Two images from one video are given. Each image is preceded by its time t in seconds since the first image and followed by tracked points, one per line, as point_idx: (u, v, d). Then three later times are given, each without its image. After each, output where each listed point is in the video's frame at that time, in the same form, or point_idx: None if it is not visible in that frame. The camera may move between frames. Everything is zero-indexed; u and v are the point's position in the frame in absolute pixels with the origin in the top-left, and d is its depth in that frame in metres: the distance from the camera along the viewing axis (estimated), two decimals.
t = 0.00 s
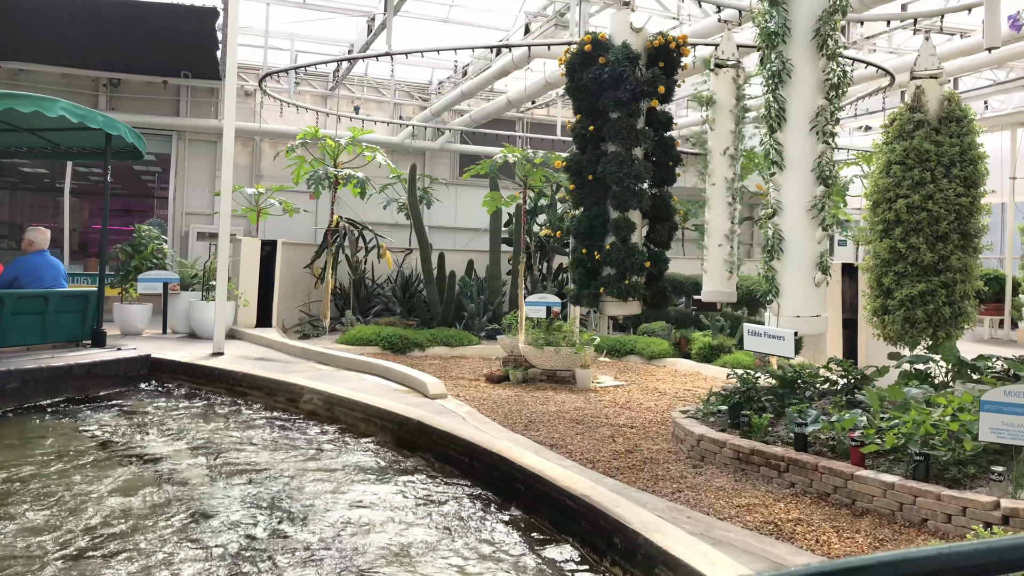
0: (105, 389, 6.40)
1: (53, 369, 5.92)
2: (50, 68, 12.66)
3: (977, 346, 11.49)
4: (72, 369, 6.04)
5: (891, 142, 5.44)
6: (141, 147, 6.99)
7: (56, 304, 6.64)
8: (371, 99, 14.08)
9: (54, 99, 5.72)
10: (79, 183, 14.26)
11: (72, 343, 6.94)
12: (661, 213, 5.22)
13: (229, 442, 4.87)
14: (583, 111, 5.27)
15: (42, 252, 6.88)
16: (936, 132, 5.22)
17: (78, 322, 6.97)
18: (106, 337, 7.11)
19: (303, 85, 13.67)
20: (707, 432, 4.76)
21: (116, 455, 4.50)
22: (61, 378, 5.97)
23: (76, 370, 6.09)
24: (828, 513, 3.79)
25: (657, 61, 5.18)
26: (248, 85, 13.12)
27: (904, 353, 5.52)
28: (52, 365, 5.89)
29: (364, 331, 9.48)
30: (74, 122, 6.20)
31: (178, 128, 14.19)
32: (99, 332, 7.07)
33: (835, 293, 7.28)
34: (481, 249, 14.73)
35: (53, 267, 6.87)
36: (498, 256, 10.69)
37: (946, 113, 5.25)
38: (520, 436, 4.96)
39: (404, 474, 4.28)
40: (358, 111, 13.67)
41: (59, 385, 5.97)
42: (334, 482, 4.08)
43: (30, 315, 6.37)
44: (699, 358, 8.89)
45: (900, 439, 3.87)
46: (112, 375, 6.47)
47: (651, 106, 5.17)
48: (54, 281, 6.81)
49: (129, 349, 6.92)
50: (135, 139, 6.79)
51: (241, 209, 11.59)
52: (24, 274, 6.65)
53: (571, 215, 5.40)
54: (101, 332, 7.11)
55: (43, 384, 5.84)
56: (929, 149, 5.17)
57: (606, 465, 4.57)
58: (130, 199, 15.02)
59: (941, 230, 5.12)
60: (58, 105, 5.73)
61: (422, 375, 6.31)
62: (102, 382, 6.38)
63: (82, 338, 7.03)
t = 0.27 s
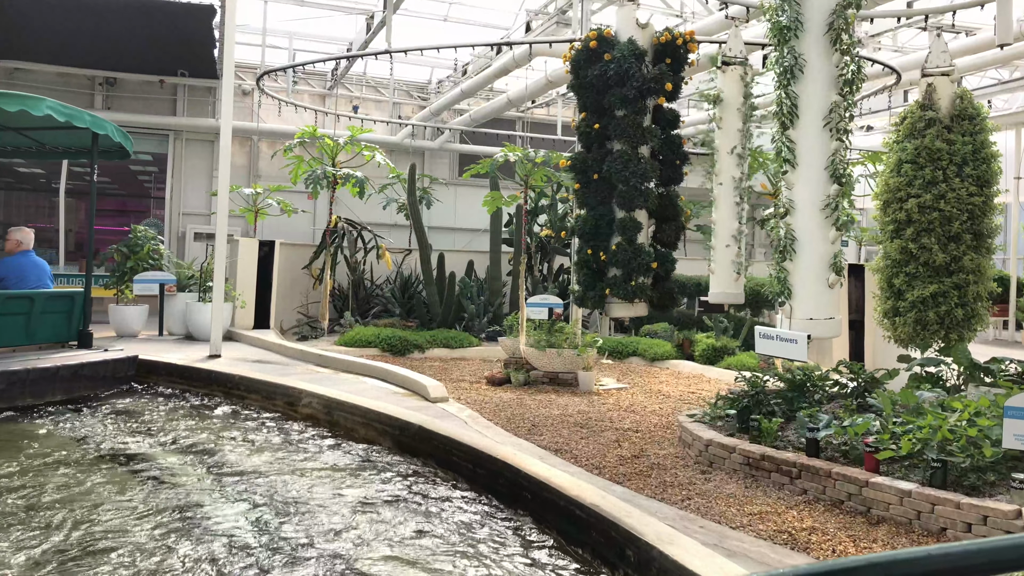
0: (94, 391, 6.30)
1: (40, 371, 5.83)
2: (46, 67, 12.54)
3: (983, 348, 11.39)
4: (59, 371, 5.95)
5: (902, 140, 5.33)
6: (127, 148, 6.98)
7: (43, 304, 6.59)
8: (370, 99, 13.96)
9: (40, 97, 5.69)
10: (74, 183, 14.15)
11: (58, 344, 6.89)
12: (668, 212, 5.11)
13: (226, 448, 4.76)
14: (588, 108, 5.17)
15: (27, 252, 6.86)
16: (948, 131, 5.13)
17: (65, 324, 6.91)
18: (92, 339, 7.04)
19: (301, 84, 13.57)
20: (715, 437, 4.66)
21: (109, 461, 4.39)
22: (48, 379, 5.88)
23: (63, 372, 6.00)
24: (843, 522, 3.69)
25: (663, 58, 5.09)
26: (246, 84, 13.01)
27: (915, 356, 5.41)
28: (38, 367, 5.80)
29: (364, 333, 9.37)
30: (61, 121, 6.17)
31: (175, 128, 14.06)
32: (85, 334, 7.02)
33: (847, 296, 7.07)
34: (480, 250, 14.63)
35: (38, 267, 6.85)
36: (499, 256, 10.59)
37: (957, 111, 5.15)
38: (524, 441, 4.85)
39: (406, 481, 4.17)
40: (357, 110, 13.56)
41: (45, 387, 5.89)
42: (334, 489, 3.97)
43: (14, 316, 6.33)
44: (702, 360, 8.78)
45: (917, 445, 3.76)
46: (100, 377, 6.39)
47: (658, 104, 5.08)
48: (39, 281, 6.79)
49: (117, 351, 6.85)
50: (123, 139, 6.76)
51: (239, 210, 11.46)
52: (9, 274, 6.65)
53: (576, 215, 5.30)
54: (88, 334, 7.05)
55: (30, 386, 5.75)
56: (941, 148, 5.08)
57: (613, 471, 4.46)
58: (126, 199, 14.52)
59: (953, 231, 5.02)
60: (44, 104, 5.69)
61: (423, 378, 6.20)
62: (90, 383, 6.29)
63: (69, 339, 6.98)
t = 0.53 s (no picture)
0: (80, 393, 6.28)
1: (25, 373, 5.79)
2: (42, 66, 12.45)
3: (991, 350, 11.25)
4: (45, 373, 5.92)
5: (915, 138, 5.23)
6: (115, 147, 6.95)
7: (27, 305, 6.55)
8: (369, 98, 13.83)
9: (26, 96, 5.66)
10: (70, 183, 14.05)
11: (45, 346, 6.82)
12: (676, 211, 5.01)
13: (223, 453, 4.65)
14: (594, 106, 5.06)
15: (11, 253, 6.87)
16: (963, 129, 5.01)
17: (50, 326, 6.85)
18: (79, 340, 6.97)
19: (299, 83, 13.45)
20: (726, 441, 4.54)
21: (103, 466, 4.29)
22: (35, 381, 5.84)
23: (50, 373, 5.96)
24: (858, 530, 3.57)
25: (671, 54, 4.98)
26: (244, 84, 12.89)
27: (928, 358, 5.30)
28: (23, 368, 5.75)
29: (364, 334, 9.26)
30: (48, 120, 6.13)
31: (172, 127, 13.94)
32: (72, 336, 6.94)
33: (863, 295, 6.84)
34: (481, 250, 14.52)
35: (23, 268, 6.85)
36: (500, 257, 10.47)
37: (972, 108, 5.04)
38: (529, 446, 4.74)
39: (409, 487, 4.05)
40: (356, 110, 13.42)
41: (31, 390, 5.83)
42: (336, 496, 3.86)
43: None
44: (706, 362, 8.66)
45: (935, 450, 3.64)
46: (89, 378, 6.36)
47: (666, 101, 4.97)
48: (25, 283, 6.80)
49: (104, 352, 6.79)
50: (109, 139, 6.73)
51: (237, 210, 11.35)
52: None
53: (582, 215, 5.20)
54: (74, 336, 6.99)
55: (16, 389, 5.70)
56: (955, 146, 4.96)
57: (621, 477, 4.35)
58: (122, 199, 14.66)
59: (968, 230, 4.90)
60: (31, 102, 5.66)
61: (424, 381, 6.08)
62: (78, 385, 6.25)
63: (56, 340, 6.94)
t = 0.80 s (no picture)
0: (68, 394, 6.16)
1: (14, 374, 5.67)
2: (40, 65, 12.36)
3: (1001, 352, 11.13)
4: (35, 373, 5.81)
5: (931, 136, 5.09)
6: (103, 146, 6.89)
7: (17, 304, 6.45)
8: (370, 97, 13.73)
9: (15, 93, 5.57)
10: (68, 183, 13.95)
11: (34, 346, 6.75)
12: (687, 210, 4.90)
13: (224, 458, 4.53)
14: (603, 103, 4.97)
15: None
16: (980, 126, 4.90)
17: (39, 326, 6.78)
18: (68, 340, 6.92)
19: (300, 82, 13.35)
20: (739, 446, 4.43)
21: (101, 471, 4.18)
22: (24, 381, 5.73)
23: (39, 374, 5.86)
24: (879, 539, 3.46)
25: (681, 50, 4.88)
26: (244, 83, 12.79)
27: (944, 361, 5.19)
28: (13, 369, 5.64)
29: (366, 335, 9.15)
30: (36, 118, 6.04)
31: (172, 126, 13.84)
32: (61, 336, 6.89)
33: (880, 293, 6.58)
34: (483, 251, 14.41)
35: (11, 268, 6.75)
36: (502, 257, 10.36)
37: (988, 105, 4.94)
38: (537, 451, 4.62)
39: (415, 494, 3.93)
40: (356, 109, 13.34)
41: (21, 391, 5.73)
42: (340, 504, 3.74)
43: None
44: (712, 364, 8.55)
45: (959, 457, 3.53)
46: (78, 379, 6.26)
47: (677, 98, 4.87)
48: (14, 283, 6.70)
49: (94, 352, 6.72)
50: (99, 138, 6.65)
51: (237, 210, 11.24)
52: None
53: (590, 214, 5.09)
54: (63, 335, 6.94)
55: (5, 390, 5.59)
56: (972, 144, 4.85)
57: (633, 483, 4.23)
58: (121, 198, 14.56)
59: (985, 229, 4.79)
60: (20, 100, 5.57)
61: (429, 384, 5.97)
62: (66, 386, 6.14)
63: (45, 340, 6.87)
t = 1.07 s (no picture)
0: (56, 397, 6.04)
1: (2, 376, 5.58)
2: (38, 64, 12.25)
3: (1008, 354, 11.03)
4: (25, 375, 5.70)
5: (946, 135, 4.98)
6: (89, 145, 6.86)
7: (4, 306, 6.37)
8: (370, 97, 13.61)
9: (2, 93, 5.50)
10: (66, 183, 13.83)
11: (21, 348, 6.67)
12: (697, 211, 4.80)
13: (223, 465, 4.42)
14: (611, 101, 4.88)
15: None
16: (997, 125, 4.79)
17: (26, 327, 6.70)
18: (55, 342, 6.87)
19: (300, 81, 13.24)
20: (752, 452, 4.32)
21: (99, 481, 4.08)
22: (13, 385, 5.63)
23: (29, 375, 5.76)
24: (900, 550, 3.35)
25: (691, 46, 4.77)
26: (243, 82, 12.68)
27: (959, 364, 5.08)
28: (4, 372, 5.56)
29: (367, 337, 9.04)
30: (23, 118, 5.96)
31: (170, 126, 13.73)
32: (48, 338, 6.84)
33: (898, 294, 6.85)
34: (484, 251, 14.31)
35: None
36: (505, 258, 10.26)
37: (1004, 103, 4.83)
38: (544, 457, 4.51)
39: (421, 503, 3.82)
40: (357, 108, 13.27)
41: (11, 394, 5.63)
42: (344, 514, 3.64)
43: None
44: (718, 366, 8.44)
45: (982, 466, 3.42)
46: (68, 381, 6.16)
47: (687, 95, 4.75)
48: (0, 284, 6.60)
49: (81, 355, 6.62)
50: (87, 137, 6.58)
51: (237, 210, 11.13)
52: None
53: (598, 214, 4.99)
54: (50, 337, 6.88)
55: None
56: (988, 143, 4.75)
57: (644, 490, 4.13)
58: (120, 199, 14.09)
59: (1002, 230, 4.68)
60: (7, 99, 5.49)
61: (432, 388, 5.85)
62: (55, 387, 6.04)
63: (32, 342, 6.80)
